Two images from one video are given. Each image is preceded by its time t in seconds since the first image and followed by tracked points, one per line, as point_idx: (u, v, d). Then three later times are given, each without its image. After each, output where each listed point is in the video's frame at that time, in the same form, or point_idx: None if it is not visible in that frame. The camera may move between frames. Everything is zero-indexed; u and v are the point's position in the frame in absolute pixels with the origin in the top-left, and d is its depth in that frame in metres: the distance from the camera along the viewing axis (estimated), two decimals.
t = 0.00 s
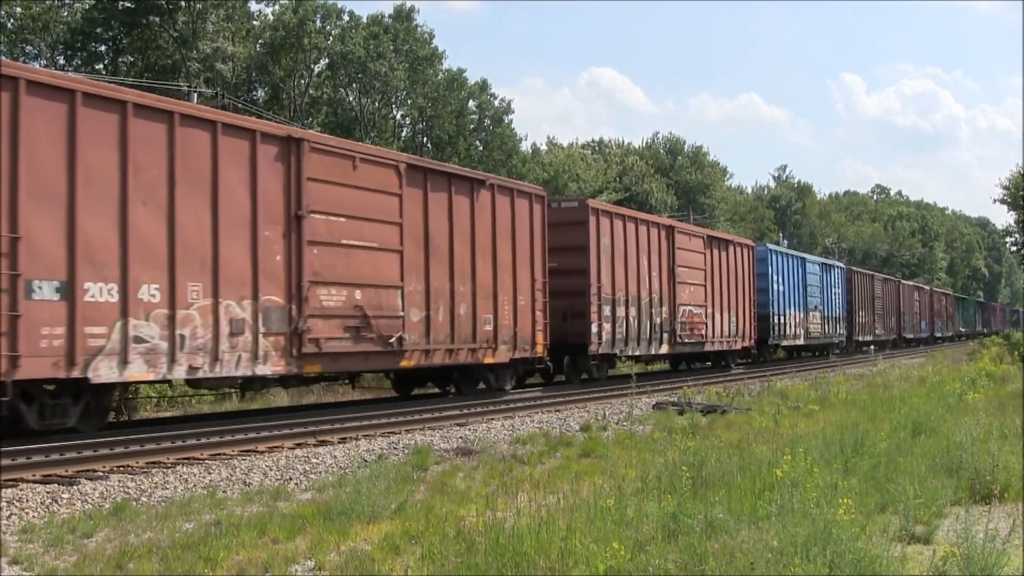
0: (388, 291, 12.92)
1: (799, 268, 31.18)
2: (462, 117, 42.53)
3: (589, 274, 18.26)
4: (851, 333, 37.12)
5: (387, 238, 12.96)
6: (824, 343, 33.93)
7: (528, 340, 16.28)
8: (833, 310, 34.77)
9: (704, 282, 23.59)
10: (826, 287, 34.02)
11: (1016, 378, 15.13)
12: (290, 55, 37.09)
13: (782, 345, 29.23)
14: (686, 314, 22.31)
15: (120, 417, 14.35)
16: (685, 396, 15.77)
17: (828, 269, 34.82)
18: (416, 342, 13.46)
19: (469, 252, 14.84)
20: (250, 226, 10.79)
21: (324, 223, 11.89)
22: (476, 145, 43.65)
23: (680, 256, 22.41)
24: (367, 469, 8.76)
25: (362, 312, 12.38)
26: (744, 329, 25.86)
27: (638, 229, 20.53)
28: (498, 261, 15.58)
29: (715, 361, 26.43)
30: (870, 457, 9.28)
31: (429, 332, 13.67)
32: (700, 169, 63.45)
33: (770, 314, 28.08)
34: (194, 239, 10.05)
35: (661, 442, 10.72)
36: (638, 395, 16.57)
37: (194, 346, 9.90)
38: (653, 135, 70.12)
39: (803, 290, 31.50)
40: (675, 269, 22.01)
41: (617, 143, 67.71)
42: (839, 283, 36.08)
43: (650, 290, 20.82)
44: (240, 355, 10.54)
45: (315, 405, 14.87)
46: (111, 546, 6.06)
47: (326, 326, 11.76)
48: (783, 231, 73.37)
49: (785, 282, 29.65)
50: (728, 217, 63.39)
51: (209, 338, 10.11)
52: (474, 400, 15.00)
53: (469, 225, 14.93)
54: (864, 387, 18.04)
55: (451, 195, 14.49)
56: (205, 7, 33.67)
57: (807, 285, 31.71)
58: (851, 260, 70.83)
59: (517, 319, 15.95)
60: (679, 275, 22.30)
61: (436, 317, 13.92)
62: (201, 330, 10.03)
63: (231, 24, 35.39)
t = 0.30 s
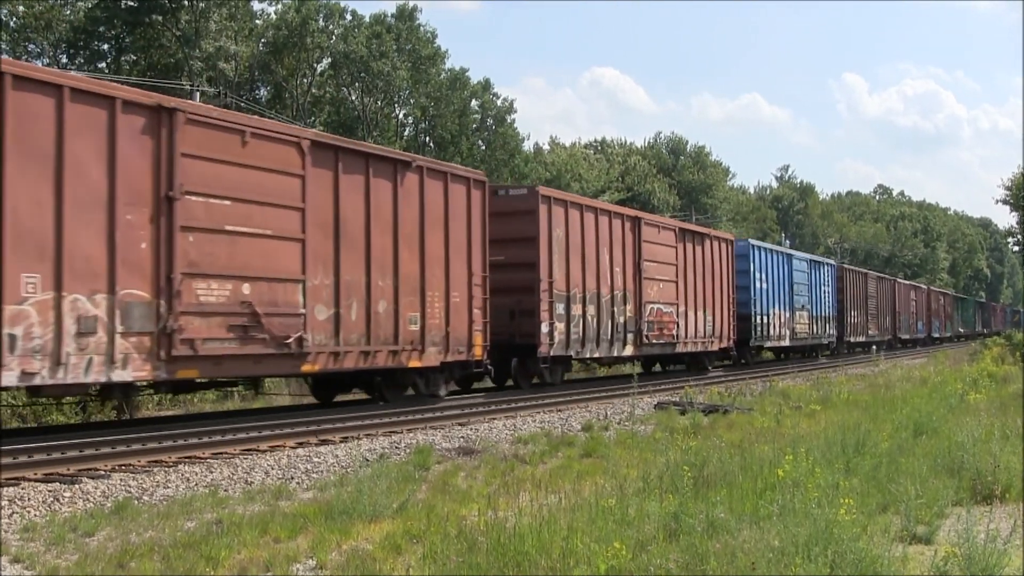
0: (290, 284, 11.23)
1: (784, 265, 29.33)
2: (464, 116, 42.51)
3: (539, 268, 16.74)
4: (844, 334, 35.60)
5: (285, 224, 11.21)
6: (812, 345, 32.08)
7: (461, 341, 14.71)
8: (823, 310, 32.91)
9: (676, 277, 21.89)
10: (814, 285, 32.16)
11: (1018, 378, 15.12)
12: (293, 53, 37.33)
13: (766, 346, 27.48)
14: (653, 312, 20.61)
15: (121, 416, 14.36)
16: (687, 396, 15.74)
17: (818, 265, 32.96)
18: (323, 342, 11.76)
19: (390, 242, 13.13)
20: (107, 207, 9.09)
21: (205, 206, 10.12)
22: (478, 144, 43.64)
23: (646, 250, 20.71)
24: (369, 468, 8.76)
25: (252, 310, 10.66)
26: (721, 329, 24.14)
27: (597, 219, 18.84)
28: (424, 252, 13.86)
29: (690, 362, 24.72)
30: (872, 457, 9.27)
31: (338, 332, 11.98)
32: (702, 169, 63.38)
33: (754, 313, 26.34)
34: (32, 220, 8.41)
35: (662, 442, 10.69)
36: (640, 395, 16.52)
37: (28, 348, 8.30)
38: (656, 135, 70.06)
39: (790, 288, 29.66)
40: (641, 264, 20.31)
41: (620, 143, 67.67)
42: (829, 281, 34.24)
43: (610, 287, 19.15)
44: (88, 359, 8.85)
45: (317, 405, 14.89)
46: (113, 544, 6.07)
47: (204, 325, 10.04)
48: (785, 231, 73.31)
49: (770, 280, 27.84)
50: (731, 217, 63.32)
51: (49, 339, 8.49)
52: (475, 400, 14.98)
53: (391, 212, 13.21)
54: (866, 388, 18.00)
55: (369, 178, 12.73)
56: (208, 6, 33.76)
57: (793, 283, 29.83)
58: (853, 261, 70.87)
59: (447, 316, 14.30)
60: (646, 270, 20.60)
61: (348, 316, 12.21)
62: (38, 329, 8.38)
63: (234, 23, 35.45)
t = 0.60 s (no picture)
0: (162, 277, 9.79)
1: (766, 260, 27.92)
2: (465, 116, 42.52)
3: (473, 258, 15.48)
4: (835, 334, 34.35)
5: (146, 207, 9.65)
6: (799, 344, 30.68)
7: (375, 340, 13.20)
8: (808, 308, 31.49)
9: (638, 272, 20.70)
10: (799, 282, 30.76)
11: (1018, 377, 15.14)
12: (294, 53, 37.25)
13: (745, 346, 26.18)
14: (612, 309, 19.42)
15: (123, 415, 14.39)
16: (688, 395, 15.72)
17: (803, 261, 31.56)
18: (200, 343, 10.28)
19: (284, 230, 11.61)
20: None
21: (39, 184, 8.56)
22: (479, 143, 43.65)
23: (604, 242, 19.50)
24: (370, 468, 8.76)
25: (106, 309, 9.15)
26: (690, 327, 22.86)
27: (547, 208, 17.65)
28: (329, 240, 12.34)
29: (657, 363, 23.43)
30: (873, 455, 9.26)
31: (220, 331, 10.49)
32: (703, 168, 63.34)
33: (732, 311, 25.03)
34: None
35: (663, 442, 10.66)
36: (640, 394, 16.49)
37: None
38: (657, 134, 69.99)
39: (772, 284, 28.27)
40: (598, 257, 19.12)
41: (621, 143, 67.67)
42: (816, 278, 32.83)
43: (561, 282, 17.96)
44: None
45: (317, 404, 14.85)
46: (114, 544, 6.07)
47: (38, 325, 8.51)
48: (786, 230, 73.25)
49: (750, 276, 26.48)
50: (731, 216, 63.32)
51: None
52: (475, 399, 14.94)
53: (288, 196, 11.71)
54: (866, 387, 18.00)
55: (259, 158, 11.23)
56: (208, 5, 33.77)
57: (776, 280, 28.43)
58: (853, 260, 70.93)
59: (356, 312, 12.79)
60: (604, 264, 19.42)
61: (233, 314, 10.72)
62: None
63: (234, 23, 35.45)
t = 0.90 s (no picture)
0: None
1: (743, 253, 26.20)
2: (463, 116, 42.53)
3: (392, 251, 13.46)
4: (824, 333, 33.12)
5: None
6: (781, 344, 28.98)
7: (268, 345, 11.21)
8: (793, 306, 29.78)
9: (594, 266, 18.72)
10: (781, 279, 29.05)
11: (1017, 376, 15.17)
12: (292, 53, 37.20)
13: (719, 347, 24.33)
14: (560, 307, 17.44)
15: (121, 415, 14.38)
16: (686, 395, 15.71)
17: (787, 256, 29.88)
18: (32, 348, 8.41)
19: (149, 216, 9.63)
20: None
21: None
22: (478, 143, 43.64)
23: (552, 233, 17.47)
24: (369, 468, 8.75)
25: None
26: (655, 327, 20.86)
27: (483, 192, 15.61)
28: (209, 229, 10.31)
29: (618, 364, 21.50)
30: (872, 454, 9.27)
31: (59, 333, 8.62)
32: (702, 168, 63.34)
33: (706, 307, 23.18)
34: None
35: (662, 441, 10.64)
36: (639, 394, 16.48)
37: None
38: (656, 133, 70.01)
39: (750, 279, 26.57)
40: (545, 249, 17.12)
41: (620, 142, 67.69)
42: (800, 274, 31.24)
43: (500, 276, 15.92)
44: None
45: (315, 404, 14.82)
46: (112, 545, 6.07)
47: None
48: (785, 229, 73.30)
49: (726, 270, 24.74)
50: (730, 215, 63.33)
51: None
52: (474, 399, 14.92)
53: (154, 175, 9.72)
54: (865, 385, 18.00)
55: (118, 130, 9.29)
56: (206, 5, 33.77)
57: (754, 275, 26.74)
58: (852, 258, 70.94)
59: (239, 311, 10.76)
60: (552, 256, 17.41)
61: (77, 314, 8.82)
62: None
63: (233, 23, 35.44)
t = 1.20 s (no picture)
0: None
1: (715, 249, 24.51)
2: (460, 116, 42.53)
3: (286, 241, 11.45)
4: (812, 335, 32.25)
5: None
6: (760, 346, 27.37)
7: (124, 347, 9.49)
8: (771, 305, 28.16)
9: (540, 259, 16.85)
10: (758, 276, 27.39)
11: (1014, 376, 15.21)
12: (290, 53, 37.20)
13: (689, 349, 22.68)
14: (497, 305, 15.60)
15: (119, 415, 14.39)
16: (684, 395, 15.72)
17: (765, 252, 28.26)
18: None
19: None
20: None
21: None
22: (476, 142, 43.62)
23: (487, 222, 15.53)
24: (367, 468, 8.75)
25: None
26: (612, 326, 19.02)
27: (404, 175, 13.59)
28: (38, 207, 8.55)
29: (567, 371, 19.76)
30: (870, 455, 9.26)
31: None
32: (700, 168, 63.38)
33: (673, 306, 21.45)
34: None
35: (660, 441, 10.64)
36: (636, 394, 16.49)
37: None
38: (654, 134, 70.13)
39: (724, 276, 24.95)
40: (479, 240, 15.19)
41: (618, 143, 67.71)
42: (780, 272, 29.56)
43: (422, 270, 13.93)
44: None
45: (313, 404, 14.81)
46: (111, 545, 6.06)
47: None
48: (783, 230, 73.35)
49: (695, 266, 23.09)
50: (728, 216, 63.35)
51: None
52: (471, 399, 14.92)
53: None
54: (863, 386, 18.01)
55: None
56: (204, 5, 33.78)
57: (728, 272, 25.14)
58: (849, 258, 70.95)
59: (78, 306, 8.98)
60: (487, 248, 15.48)
61: None
62: None
63: (230, 23, 35.49)
